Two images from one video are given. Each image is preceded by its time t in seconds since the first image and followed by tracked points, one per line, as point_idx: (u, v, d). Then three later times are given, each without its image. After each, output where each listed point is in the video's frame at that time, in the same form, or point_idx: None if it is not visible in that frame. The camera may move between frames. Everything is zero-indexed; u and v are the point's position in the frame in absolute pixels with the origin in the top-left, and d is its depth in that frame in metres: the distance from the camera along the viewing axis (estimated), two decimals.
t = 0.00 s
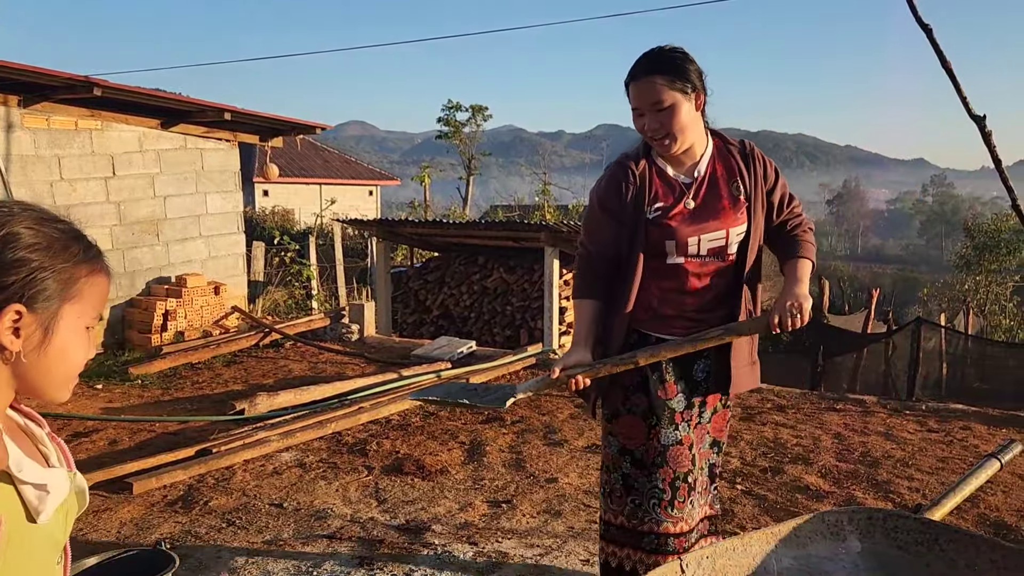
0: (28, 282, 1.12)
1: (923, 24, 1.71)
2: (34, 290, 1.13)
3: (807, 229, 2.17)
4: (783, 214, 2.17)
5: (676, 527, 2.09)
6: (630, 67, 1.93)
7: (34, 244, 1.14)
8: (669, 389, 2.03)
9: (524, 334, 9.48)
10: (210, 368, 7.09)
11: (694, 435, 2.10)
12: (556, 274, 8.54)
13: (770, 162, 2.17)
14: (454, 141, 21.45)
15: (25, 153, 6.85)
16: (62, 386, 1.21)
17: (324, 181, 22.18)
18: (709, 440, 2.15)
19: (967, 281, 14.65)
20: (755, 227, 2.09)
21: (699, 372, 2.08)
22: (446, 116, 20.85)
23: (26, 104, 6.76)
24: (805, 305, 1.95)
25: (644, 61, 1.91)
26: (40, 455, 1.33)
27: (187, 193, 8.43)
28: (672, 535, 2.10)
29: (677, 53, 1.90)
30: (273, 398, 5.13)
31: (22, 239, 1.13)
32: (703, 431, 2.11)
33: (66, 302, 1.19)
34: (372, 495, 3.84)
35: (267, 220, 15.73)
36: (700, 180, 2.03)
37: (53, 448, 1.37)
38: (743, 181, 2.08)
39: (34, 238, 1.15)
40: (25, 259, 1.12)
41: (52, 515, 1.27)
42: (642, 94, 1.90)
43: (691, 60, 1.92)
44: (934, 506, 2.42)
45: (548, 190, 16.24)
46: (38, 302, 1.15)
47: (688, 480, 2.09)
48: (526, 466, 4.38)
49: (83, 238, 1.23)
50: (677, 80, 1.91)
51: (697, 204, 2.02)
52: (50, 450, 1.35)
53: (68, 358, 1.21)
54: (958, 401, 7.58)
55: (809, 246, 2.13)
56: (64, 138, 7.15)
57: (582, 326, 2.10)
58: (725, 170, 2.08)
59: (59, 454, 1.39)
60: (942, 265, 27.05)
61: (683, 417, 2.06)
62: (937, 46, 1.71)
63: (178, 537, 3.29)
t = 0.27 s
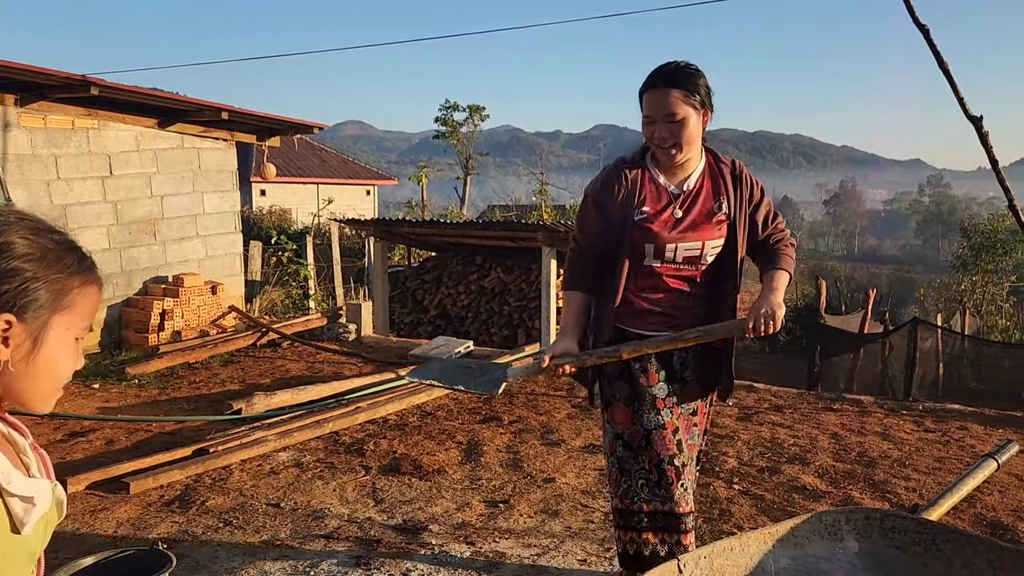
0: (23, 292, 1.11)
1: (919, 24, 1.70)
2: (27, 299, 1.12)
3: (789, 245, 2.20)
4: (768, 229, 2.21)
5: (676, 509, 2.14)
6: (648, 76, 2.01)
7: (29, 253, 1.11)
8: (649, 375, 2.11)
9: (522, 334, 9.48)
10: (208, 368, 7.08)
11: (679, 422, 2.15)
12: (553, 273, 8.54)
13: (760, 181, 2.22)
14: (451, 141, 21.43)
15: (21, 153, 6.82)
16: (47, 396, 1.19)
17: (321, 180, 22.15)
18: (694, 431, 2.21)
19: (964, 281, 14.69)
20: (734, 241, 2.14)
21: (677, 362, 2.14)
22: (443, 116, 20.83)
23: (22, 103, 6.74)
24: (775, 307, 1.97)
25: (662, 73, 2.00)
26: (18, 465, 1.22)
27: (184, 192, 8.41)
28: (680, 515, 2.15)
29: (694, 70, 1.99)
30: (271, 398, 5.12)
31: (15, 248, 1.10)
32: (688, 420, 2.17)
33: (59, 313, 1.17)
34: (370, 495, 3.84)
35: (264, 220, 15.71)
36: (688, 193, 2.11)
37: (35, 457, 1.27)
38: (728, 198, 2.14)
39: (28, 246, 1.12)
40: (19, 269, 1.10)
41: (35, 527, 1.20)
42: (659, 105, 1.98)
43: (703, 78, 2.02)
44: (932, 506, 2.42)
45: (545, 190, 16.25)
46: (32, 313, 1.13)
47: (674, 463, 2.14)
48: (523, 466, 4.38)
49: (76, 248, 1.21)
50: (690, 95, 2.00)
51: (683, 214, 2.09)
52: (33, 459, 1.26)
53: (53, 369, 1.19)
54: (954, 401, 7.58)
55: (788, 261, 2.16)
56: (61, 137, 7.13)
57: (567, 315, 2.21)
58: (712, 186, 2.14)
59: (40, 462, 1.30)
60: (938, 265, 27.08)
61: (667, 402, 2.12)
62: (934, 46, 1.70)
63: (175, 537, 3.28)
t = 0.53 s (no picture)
0: (23, 297, 1.12)
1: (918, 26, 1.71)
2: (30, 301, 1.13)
3: (764, 253, 2.33)
4: (747, 235, 2.33)
5: (641, 492, 2.29)
6: (640, 82, 2.10)
7: (25, 258, 1.12)
8: (623, 363, 2.26)
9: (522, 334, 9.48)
10: (208, 368, 7.07)
11: (649, 410, 2.29)
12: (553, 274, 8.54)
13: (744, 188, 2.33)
14: (451, 142, 21.40)
15: (21, 152, 6.82)
16: (31, 401, 1.20)
17: (321, 180, 22.13)
18: (669, 421, 2.33)
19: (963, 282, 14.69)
20: (713, 243, 2.28)
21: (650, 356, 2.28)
22: (443, 117, 20.81)
23: (22, 103, 6.74)
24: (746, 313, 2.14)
25: (654, 80, 2.08)
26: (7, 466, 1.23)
27: (184, 193, 8.41)
28: (645, 498, 2.29)
29: (684, 79, 2.07)
30: (271, 398, 5.12)
31: (11, 256, 1.10)
32: (660, 409, 2.31)
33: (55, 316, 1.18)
34: (370, 496, 3.84)
35: (264, 220, 15.70)
36: (672, 194, 2.23)
37: (23, 458, 1.29)
38: (710, 202, 2.26)
39: (24, 251, 1.12)
40: (16, 276, 1.10)
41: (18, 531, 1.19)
42: (648, 113, 2.08)
43: (694, 87, 2.10)
44: (932, 507, 2.43)
45: (545, 190, 16.25)
46: (33, 313, 1.14)
47: (639, 448, 2.28)
48: (523, 466, 4.38)
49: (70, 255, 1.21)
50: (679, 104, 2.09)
51: (664, 214, 2.22)
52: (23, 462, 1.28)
53: (39, 374, 1.19)
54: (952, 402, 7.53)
55: (761, 269, 2.30)
56: (61, 137, 7.13)
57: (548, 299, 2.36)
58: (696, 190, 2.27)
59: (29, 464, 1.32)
60: (938, 267, 27.07)
61: (636, 390, 2.27)
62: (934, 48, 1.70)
63: (175, 537, 3.28)
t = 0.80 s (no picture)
0: (29, 294, 1.11)
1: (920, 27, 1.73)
2: (38, 296, 1.13)
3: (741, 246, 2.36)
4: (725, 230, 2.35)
5: (572, 479, 2.30)
6: (618, 77, 2.14)
7: (27, 256, 1.11)
8: (594, 360, 2.28)
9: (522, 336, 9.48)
10: (209, 368, 7.08)
11: (610, 409, 2.29)
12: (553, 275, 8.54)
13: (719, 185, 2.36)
14: (452, 143, 21.42)
15: (23, 152, 6.82)
16: (43, 394, 1.21)
17: (321, 181, 22.14)
18: (636, 419, 2.31)
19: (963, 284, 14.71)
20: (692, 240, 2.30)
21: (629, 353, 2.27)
22: (444, 118, 20.83)
23: (24, 103, 6.74)
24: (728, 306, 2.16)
25: (633, 75, 2.12)
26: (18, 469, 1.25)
27: (185, 193, 8.41)
28: (573, 485, 2.30)
29: (661, 75, 2.12)
30: (272, 399, 5.12)
31: (11, 256, 1.09)
32: (626, 406, 2.29)
33: (64, 308, 1.18)
34: (371, 496, 3.83)
35: (264, 220, 15.70)
36: (651, 191, 2.25)
37: (33, 460, 1.30)
38: (688, 200, 2.29)
39: (25, 249, 1.11)
40: (19, 273, 1.09)
41: (23, 530, 1.19)
42: (627, 106, 2.11)
43: (671, 84, 2.15)
44: (934, 509, 2.43)
45: (546, 192, 16.26)
46: (42, 307, 1.14)
47: (588, 442, 2.29)
48: (524, 467, 4.38)
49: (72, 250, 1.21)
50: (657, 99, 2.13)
51: (646, 211, 2.22)
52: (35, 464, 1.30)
53: (48, 370, 1.19)
54: (953, 405, 7.56)
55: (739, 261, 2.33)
56: (63, 137, 7.13)
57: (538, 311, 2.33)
58: (673, 189, 2.29)
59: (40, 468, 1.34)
60: (939, 270, 27.08)
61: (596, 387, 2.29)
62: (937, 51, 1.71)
63: (177, 537, 3.28)
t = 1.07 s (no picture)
0: (28, 288, 1.11)
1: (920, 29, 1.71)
2: (38, 287, 1.12)
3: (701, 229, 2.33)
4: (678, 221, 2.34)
5: (528, 487, 2.32)
6: (564, 73, 2.17)
7: (21, 249, 1.10)
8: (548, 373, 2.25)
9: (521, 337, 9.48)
10: (209, 368, 7.08)
11: (572, 415, 2.30)
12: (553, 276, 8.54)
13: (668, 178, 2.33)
14: (452, 143, 21.44)
15: (24, 152, 6.82)
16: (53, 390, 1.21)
17: (321, 181, 22.15)
18: (598, 420, 2.33)
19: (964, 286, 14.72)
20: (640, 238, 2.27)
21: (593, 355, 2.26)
22: (444, 119, 20.82)
23: (24, 103, 6.74)
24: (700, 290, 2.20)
25: (577, 70, 2.15)
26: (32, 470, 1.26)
27: (186, 193, 8.42)
28: (532, 491, 2.33)
29: (605, 70, 2.16)
30: (272, 399, 5.12)
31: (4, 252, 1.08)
32: (587, 408, 2.30)
33: (67, 296, 1.18)
34: (371, 497, 3.83)
35: (264, 220, 15.70)
36: (593, 193, 2.22)
37: (47, 467, 1.31)
38: (633, 198, 2.26)
39: (19, 243, 1.10)
40: (17, 267, 1.09)
41: (41, 529, 1.20)
42: (570, 97, 2.13)
43: (612, 83, 2.19)
44: (934, 511, 2.43)
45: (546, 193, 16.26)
46: (44, 297, 1.14)
47: (555, 451, 2.32)
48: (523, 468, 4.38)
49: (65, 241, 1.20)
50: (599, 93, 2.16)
51: (590, 214, 2.21)
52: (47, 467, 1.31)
53: (59, 363, 1.20)
54: (954, 406, 7.56)
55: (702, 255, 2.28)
56: (63, 137, 7.14)
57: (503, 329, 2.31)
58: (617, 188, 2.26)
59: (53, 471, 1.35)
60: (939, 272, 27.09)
61: (558, 397, 2.29)
62: (937, 53, 1.70)
63: (176, 537, 3.28)
